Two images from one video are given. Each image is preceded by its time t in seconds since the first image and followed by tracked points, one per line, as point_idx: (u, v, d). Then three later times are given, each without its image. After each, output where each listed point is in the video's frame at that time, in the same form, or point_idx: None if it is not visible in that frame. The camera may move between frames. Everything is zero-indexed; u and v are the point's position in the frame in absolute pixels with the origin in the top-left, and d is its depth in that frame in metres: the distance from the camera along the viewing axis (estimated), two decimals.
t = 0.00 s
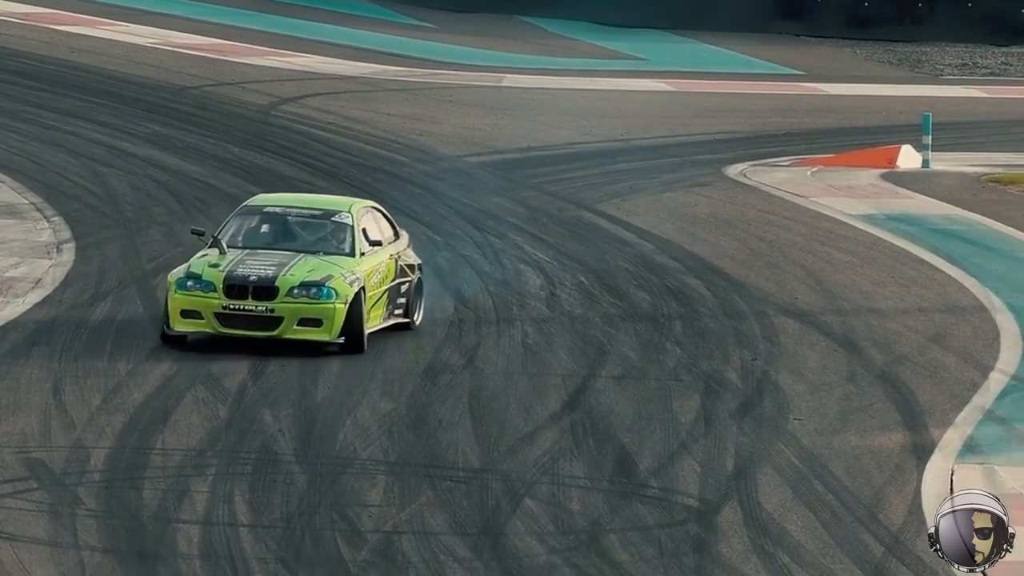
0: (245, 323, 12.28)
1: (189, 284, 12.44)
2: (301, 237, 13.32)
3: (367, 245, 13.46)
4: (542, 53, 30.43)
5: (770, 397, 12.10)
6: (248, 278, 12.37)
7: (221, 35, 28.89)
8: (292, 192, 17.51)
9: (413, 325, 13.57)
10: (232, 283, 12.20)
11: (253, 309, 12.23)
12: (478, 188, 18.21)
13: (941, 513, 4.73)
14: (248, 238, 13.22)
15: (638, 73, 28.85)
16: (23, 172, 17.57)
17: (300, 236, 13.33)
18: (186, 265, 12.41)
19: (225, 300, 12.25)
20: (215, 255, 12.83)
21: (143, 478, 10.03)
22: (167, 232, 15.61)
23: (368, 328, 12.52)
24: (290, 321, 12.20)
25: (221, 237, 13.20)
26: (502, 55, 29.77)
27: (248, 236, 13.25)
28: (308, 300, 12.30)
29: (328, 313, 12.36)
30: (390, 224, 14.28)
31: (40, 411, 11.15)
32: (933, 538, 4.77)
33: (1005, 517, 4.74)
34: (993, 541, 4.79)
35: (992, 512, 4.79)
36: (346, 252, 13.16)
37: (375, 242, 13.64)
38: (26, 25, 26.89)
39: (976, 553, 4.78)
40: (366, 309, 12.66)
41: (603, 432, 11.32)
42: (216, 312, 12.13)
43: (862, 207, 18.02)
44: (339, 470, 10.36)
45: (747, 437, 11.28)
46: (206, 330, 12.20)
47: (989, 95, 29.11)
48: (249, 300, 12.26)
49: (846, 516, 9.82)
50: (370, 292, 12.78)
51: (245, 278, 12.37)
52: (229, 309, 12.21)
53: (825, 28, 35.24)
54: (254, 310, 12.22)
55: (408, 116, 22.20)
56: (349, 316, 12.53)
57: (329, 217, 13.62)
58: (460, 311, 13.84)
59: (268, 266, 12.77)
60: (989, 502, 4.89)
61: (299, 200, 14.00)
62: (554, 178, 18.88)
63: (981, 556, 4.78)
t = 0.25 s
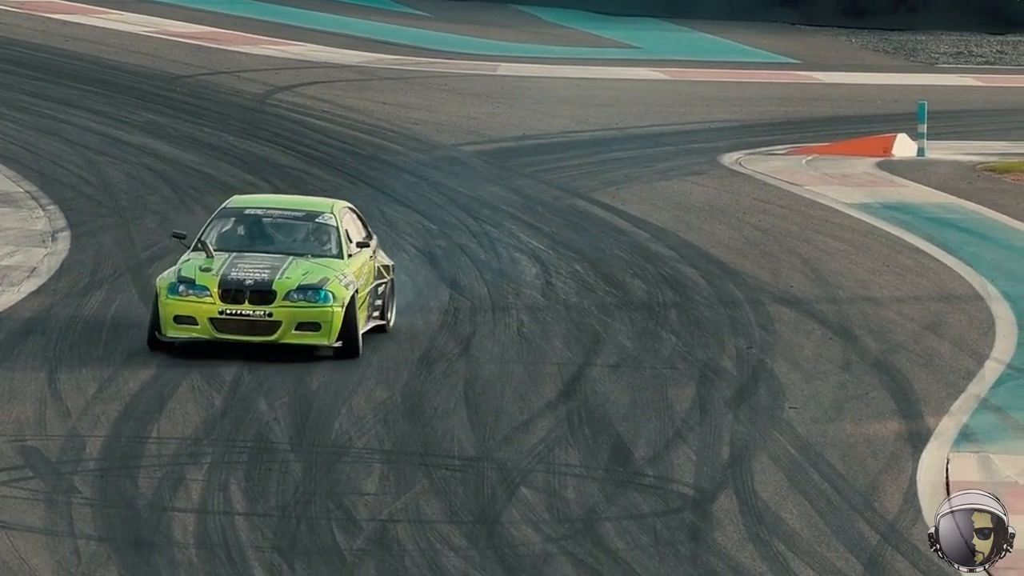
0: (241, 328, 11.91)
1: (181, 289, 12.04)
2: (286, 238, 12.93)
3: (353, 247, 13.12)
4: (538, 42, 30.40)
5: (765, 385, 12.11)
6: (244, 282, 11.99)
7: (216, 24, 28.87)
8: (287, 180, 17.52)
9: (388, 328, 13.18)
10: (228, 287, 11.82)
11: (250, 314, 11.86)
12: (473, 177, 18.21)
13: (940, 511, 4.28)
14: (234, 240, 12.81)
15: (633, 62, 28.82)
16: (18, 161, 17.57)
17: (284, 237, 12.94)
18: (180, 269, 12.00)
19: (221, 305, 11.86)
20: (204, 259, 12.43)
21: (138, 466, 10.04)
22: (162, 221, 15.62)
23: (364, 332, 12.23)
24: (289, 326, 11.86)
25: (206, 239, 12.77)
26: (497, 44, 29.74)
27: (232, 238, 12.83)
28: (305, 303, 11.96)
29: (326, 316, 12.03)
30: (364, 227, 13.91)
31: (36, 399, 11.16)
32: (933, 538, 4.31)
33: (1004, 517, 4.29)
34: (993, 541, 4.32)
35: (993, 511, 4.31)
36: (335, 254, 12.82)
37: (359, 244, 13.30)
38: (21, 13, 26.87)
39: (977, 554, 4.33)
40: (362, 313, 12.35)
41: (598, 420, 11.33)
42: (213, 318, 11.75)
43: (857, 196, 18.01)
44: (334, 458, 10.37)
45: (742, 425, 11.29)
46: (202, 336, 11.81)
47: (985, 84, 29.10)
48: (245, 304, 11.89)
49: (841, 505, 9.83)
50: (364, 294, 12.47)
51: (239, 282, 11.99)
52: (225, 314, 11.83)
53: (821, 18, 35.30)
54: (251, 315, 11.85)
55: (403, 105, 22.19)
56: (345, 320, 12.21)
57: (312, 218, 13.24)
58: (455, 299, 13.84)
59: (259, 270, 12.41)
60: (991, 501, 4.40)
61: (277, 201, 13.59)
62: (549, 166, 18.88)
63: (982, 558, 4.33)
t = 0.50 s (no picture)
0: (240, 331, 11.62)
1: (177, 291, 11.70)
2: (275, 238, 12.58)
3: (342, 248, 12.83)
4: (537, 30, 30.38)
5: (765, 372, 12.11)
6: (243, 284, 11.69)
7: (215, 12, 28.86)
8: (287, 167, 17.52)
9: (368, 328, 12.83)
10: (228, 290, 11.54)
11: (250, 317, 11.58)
12: (473, 165, 18.20)
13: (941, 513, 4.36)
14: (222, 241, 12.45)
15: (632, 49, 28.80)
16: (17, 149, 17.57)
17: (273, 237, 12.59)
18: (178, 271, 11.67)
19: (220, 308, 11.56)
20: (197, 260, 12.11)
21: (138, 454, 10.04)
22: (162, 208, 15.63)
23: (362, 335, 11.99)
24: (290, 328, 11.59)
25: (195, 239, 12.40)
26: (497, 32, 29.72)
27: (220, 239, 12.47)
28: (305, 306, 11.70)
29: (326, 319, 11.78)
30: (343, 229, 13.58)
31: (35, 387, 11.17)
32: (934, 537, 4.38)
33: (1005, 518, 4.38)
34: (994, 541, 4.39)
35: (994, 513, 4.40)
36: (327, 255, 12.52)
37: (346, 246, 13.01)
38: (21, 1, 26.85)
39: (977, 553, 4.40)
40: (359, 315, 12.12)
41: (598, 408, 11.34)
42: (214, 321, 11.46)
43: (857, 184, 17.99)
44: (334, 446, 10.37)
45: (742, 413, 11.30)
46: (201, 340, 11.52)
47: (985, 72, 29.07)
48: (244, 307, 11.60)
49: (841, 492, 9.83)
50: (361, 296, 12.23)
51: (238, 284, 11.71)
52: (225, 317, 11.53)
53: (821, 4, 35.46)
54: (251, 318, 11.56)
55: (402, 93, 22.17)
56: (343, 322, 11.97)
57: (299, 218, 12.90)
58: (455, 287, 13.84)
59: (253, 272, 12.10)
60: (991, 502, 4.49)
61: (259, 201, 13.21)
62: (548, 154, 18.87)
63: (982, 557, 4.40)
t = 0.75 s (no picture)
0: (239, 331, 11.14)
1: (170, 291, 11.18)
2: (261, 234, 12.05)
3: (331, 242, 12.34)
4: (536, 10, 30.33)
5: (764, 353, 12.12)
6: (240, 282, 11.20)
7: None
8: (285, 148, 17.50)
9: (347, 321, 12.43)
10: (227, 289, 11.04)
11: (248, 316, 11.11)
12: (472, 145, 18.19)
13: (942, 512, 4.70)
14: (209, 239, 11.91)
15: (632, 30, 28.75)
16: (16, 130, 17.56)
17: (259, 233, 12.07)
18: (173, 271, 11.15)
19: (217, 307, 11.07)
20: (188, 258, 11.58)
21: (137, 435, 10.05)
22: (161, 189, 15.64)
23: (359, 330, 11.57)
24: (291, 327, 11.13)
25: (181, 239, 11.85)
26: (495, 12, 29.66)
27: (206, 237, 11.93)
28: (305, 303, 11.23)
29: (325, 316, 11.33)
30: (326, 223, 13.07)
31: (34, 368, 11.18)
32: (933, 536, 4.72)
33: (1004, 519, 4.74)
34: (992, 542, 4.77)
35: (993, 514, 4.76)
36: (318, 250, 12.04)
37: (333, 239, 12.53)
38: None
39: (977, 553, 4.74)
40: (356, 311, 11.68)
41: (597, 388, 11.35)
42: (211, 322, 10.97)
43: (857, 165, 17.97)
44: (333, 427, 10.37)
45: (741, 393, 11.30)
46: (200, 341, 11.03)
47: (984, 52, 29.01)
48: (242, 306, 11.12)
49: (840, 473, 9.84)
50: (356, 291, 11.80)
51: (236, 282, 11.21)
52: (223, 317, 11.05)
53: None
54: (250, 317, 11.09)
55: (400, 74, 22.14)
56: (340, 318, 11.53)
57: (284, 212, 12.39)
58: (454, 267, 13.84)
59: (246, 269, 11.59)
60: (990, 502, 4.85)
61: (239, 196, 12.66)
62: (547, 135, 18.84)
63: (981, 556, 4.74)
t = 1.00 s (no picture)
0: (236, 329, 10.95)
1: (166, 289, 10.96)
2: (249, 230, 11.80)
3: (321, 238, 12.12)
4: None
5: (762, 333, 12.12)
6: (237, 279, 11.01)
7: None
8: (284, 129, 17.49)
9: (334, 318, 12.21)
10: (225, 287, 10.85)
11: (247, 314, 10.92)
12: (471, 126, 18.17)
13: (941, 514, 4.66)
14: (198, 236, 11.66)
15: (630, 11, 28.67)
16: (14, 111, 17.55)
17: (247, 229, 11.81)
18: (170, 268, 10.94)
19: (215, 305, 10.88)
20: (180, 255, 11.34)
21: (136, 415, 10.06)
22: (159, 169, 15.64)
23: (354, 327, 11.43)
24: (290, 324, 10.96)
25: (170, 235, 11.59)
26: None
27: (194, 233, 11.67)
28: (303, 300, 11.06)
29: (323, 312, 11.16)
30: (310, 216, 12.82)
31: (33, 348, 11.19)
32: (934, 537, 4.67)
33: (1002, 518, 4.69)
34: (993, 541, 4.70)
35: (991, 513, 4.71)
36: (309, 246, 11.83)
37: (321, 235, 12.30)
38: None
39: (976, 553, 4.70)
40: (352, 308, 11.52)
41: (595, 368, 11.36)
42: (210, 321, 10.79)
43: (856, 145, 17.93)
44: (332, 407, 10.38)
45: (740, 374, 11.30)
46: (198, 340, 10.84)
47: (983, 33, 28.94)
48: (240, 304, 10.93)
49: (839, 453, 9.84)
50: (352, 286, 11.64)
51: (232, 279, 11.02)
52: (221, 315, 10.86)
53: None
54: (248, 315, 10.91)
55: (398, 54, 22.10)
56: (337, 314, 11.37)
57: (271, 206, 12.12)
58: (453, 248, 13.84)
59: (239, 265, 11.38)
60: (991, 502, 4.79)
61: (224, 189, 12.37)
62: (546, 116, 18.82)
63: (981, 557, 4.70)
